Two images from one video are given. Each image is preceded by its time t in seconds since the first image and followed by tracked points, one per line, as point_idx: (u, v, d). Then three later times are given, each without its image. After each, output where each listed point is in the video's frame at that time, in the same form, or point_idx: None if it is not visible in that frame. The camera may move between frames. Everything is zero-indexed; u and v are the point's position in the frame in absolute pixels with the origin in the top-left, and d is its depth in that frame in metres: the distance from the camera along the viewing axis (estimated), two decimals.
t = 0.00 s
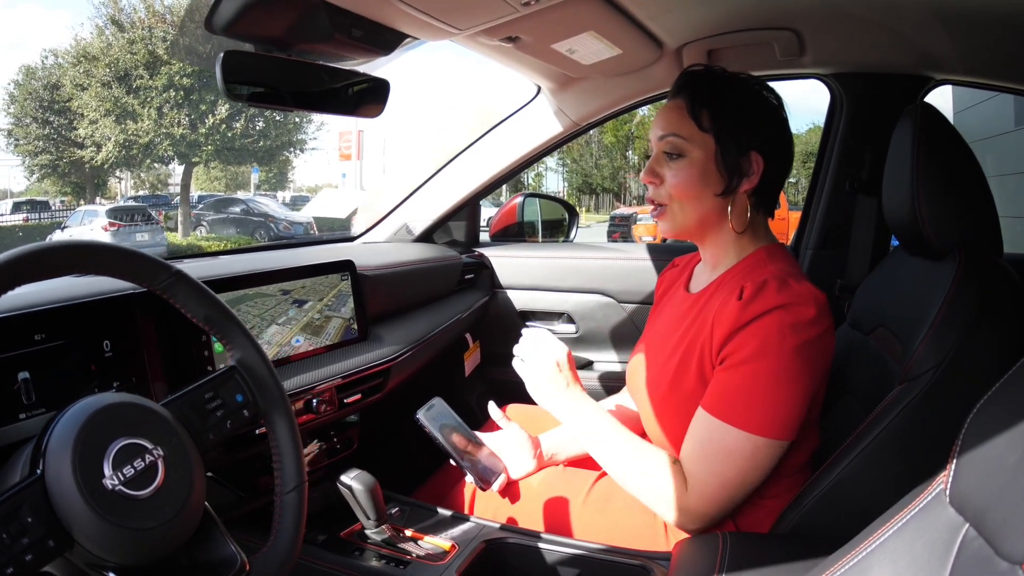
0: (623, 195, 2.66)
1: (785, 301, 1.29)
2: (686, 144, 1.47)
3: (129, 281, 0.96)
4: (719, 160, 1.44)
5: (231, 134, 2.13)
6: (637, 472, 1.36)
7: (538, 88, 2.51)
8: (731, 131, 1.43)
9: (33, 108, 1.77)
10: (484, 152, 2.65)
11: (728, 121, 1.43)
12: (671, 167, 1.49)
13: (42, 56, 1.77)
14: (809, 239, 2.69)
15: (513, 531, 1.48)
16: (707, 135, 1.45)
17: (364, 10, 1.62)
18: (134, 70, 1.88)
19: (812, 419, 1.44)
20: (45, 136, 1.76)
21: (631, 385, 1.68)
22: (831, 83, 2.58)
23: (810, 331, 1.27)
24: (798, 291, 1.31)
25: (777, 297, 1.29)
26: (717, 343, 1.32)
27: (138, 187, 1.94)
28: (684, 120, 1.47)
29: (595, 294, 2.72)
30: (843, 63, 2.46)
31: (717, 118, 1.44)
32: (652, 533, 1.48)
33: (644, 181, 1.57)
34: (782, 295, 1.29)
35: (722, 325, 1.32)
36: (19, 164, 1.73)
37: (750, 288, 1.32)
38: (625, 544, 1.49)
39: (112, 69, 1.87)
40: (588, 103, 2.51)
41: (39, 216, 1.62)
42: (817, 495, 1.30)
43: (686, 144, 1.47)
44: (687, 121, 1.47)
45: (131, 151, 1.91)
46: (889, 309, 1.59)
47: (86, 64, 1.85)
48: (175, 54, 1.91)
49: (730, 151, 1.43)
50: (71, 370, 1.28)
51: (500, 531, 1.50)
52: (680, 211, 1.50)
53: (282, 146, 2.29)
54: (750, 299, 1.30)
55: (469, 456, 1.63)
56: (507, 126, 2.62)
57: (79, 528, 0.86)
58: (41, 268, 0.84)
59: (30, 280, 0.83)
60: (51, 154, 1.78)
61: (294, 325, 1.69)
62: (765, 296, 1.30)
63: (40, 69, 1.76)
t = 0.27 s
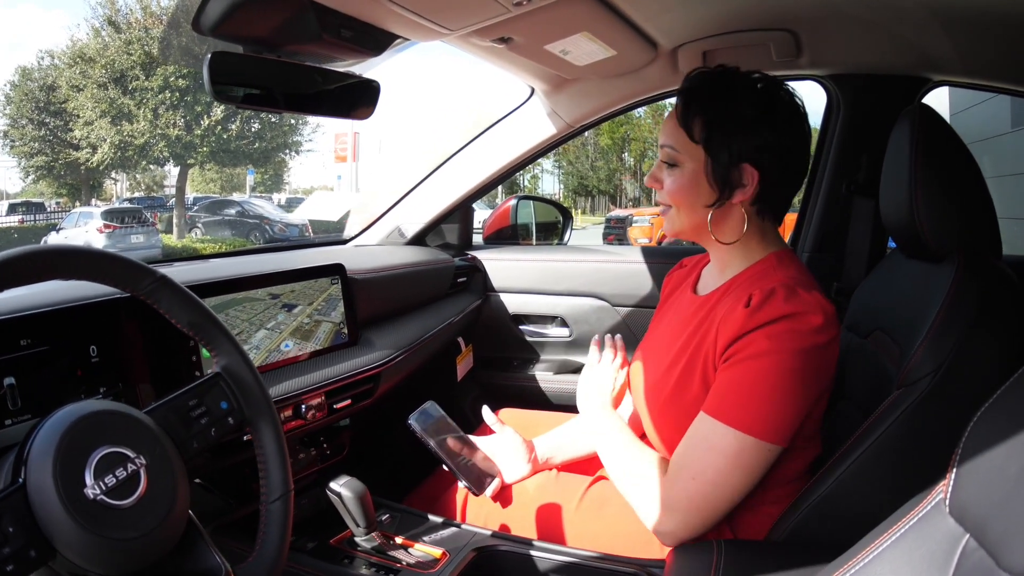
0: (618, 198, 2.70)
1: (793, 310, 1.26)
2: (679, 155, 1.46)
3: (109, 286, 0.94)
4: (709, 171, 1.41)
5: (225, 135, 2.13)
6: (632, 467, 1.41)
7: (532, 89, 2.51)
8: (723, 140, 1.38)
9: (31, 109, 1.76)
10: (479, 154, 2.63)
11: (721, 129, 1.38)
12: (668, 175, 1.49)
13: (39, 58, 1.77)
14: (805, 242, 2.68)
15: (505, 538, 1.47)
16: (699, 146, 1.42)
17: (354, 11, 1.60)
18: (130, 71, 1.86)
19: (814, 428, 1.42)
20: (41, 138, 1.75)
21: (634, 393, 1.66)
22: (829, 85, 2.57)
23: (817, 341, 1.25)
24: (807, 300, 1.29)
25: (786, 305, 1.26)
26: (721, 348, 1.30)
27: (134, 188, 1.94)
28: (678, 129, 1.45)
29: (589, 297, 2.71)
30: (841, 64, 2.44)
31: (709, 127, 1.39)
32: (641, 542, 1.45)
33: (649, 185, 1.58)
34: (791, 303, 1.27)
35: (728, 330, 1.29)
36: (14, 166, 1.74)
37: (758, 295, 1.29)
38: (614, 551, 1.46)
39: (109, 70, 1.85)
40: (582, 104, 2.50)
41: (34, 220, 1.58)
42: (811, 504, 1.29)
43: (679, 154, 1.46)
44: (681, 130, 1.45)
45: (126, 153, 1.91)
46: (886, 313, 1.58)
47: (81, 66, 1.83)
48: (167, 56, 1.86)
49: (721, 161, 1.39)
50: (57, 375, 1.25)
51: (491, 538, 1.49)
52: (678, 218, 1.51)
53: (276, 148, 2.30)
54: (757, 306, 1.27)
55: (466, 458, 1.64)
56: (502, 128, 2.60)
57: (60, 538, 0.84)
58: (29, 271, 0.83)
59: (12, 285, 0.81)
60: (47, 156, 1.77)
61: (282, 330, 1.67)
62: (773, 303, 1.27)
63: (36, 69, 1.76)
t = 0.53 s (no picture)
0: (612, 201, 2.70)
1: (825, 313, 1.26)
2: (729, 162, 1.39)
3: (94, 290, 0.92)
4: (763, 176, 1.38)
5: (220, 139, 2.14)
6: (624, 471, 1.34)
7: (524, 90, 2.48)
8: (773, 143, 1.37)
9: (23, 112, 1.74)
10: (471, 155, 2.61)
11: (769, 132, 1.37)
12: (713, 183, 1.41)
13: (32, 60, 1.76)
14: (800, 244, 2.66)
15: (496, 545, 1.45)
16: (750, 151, 1.37)
17: (341, 9, 1.58)
18: (124, 73, 1.92)
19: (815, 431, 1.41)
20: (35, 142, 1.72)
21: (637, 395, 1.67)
22: (824, 85, 2.56)
23: (848, 345, 1.25)
24: (836, 305, 1.29)
25: (817, 308, 1.27)
26: (750, 349, 1.28)
27: (128, 190, 1.92)
28: (723, 135, 1.38)
29: (582, 300, 2.69)
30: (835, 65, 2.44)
31: (759, 132, 1.37)
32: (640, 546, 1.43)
33: (680, 198, 1.48)
34: (821, 306, 1.27)
35: (757, 330, 1.27)
36: (8, 168, 1.67)
37: (790, 295, 1.29)
38: (609, 557, 1.44)
39: (103, 73, 1.90)
40: (575, 105, 2.48)
41: (28, 221, 1.58)
42: (808, 509, 1.25)
43: (727, 161, 1.39)
44: (726, 136, 1.38)
45: (121, 154, 1.90)
46: (883, 315, 1.57)
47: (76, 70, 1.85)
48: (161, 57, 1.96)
49: (774, 163, 1.38)
50: (41, 380, 1.22)
51: (482, 544, 1.47)
52: (723, 229, 1.42)
53: (270, 150, 2.33)
54: (790, 306, 1.26)
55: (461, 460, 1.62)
56: (495, 129, 2.58)
57: (40, 548, 0.81)
58: (9, 275, 0.80)
59: None
60: (40, 158, 1.74)
61: (271, 334, 1.65)
62: (805, 305, 1.27)
63: (30, 72, 1.76)
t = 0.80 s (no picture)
0: (602, 202, 2.69)
1: (832, 320, 1.25)
2: (726, 163, 1.40)
3: (76, 293, 0.90)
4: (761, 175, 1.39)
5: (210, 139, 2.10)
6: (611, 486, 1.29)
7: (512, 90, 2.47)
8: (773, 142, 1.37)
9: (12, 114, 1.65)
10: (460, 156, 2.60)
11: (768, 131, 1.37)
12: (711, 185, 1.42)
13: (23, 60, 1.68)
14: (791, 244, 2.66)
15: (485, 549, 1.45)
16: (747, 151, 1.38)
17: (326, 7, 1.57)
18: (114, 74, 1.83)
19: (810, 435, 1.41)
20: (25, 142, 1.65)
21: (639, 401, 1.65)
22: (815, 85, 2.57)
23: (855, 353, 1.24)
24: (846, 314, 1.28)
25: (825, 315, 1.26)
26: (756, 350, 1.27)
27: (119, 192, 1.87)
28: (721, 137, 1.40)
29: (571, 301, 2.68)
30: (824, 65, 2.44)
31: (756, 133, 1.37)
32: (627, 549, 1.42)
33: (684, 201, 1.50)
34: (830, 314, 1.26)
35: (765, 331, 1.26)
36: None
37: (799, 299, 1.28)
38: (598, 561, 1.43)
39: (94, 74, 1.82)
40: (564, 105, 2.48)
41: (18, 223, 1.54)
42: (797, 512, 1.24)
43: (725, 161, 1.40)
44: (724, 137, 1.39)
45: (110, 155, 1.84)
46: (878, 317, 1.56)
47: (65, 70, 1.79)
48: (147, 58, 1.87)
49: (772, 162, 1.38)
50: (25, 383, 1.20)
51: (470, 549, 1.46)
52: (724, 231, 1.43)
53: (261, 152, 2.28)
54: (799, 310, 1.25)
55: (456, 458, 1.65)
56: (484, 130, 2.58)
57: (20, 555, 0.80)
58: None
59: None
60: (30, 159, 1.68)
61: (257, 336, 1.63)
62: (814, 312, 1.26)
63: (20, 72, 1.67)
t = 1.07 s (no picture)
0: (587, 201, 2.79)
1: (814, 324, 1.26)
2: (711, 168, 1.40)
3: (56, 298, 0.90)
4: (745, 180, 1.39)
5: (194, 139, 2.09)
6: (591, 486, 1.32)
7: (494, 92, 2.48)
8: (756, 146, 1.37)
9: None
10: (443, 157, 2.60)
11: (752, 135, 1.37)
12: (696, 190, 1.43)
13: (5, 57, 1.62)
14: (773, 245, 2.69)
15: (469, 550, 1.45)
16: (731, 156, 1.39)
17: (306, 9, 1.56)
18: (98, 73, 1.78)
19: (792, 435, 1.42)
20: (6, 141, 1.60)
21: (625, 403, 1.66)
22: (797, 86, 2.59)
23: (837, 357, 1.25)
24: (829, 319, 1.29)
25: (806, 318, 1.26)
26: (737, 353, 1.28)
27: (103, 192, 1.84)
28: (706, 141, 1.40)
29: (554, 303, 2.69)
30: (806, 66, 2.46)
31: (739, 137, 1.38)
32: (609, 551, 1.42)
33: (669, 205, 1.51)
34: (812, 318, 1.27)
35: (746, 334, 1.27)
36: None
37: (781, 303, 1.28)
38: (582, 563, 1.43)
39: (76, 73, 1.77)
40: (547, 106, 2.48)
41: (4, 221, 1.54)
42: (779, 514, 1.26)
43: (710, 166, 1.40)
44: (709, 142, 1.40)
45: (93, 155, 1.81)
46: (860, 319, 1.58)
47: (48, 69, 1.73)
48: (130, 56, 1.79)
49: (756, 166, 1.38)
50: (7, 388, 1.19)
51: (454, 550, 1.47)
52: (709, 236, 1.44)
53: (245, 151, 2.27)
54: (780, 314, 1.26)
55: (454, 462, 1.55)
56: (467, 132, 2.58)
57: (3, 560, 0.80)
58: None
59: None
60: (14, 159, 1.64)
61: (239, 339, 1.62)
62: (795, 316, 1.26)
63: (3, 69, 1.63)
